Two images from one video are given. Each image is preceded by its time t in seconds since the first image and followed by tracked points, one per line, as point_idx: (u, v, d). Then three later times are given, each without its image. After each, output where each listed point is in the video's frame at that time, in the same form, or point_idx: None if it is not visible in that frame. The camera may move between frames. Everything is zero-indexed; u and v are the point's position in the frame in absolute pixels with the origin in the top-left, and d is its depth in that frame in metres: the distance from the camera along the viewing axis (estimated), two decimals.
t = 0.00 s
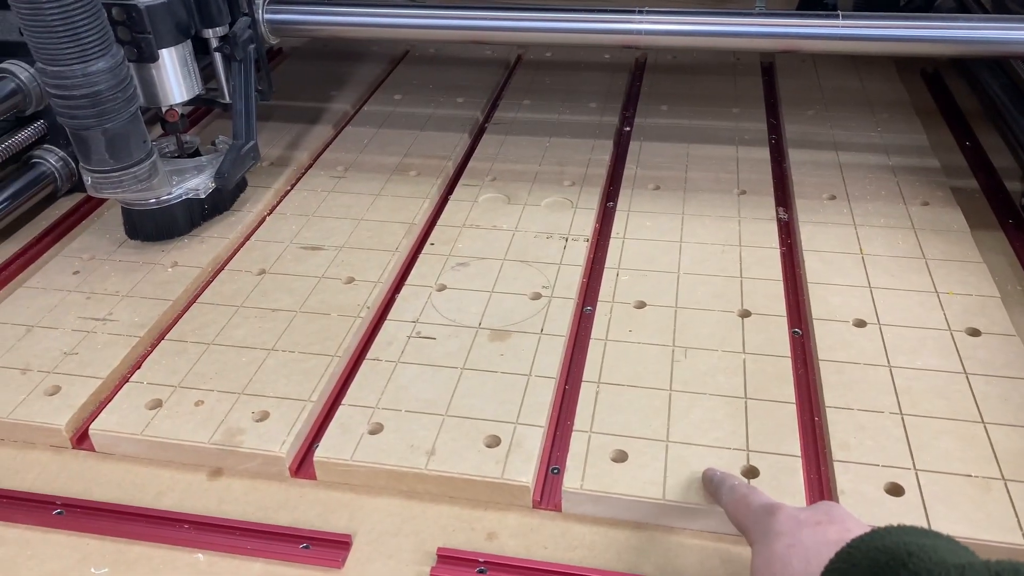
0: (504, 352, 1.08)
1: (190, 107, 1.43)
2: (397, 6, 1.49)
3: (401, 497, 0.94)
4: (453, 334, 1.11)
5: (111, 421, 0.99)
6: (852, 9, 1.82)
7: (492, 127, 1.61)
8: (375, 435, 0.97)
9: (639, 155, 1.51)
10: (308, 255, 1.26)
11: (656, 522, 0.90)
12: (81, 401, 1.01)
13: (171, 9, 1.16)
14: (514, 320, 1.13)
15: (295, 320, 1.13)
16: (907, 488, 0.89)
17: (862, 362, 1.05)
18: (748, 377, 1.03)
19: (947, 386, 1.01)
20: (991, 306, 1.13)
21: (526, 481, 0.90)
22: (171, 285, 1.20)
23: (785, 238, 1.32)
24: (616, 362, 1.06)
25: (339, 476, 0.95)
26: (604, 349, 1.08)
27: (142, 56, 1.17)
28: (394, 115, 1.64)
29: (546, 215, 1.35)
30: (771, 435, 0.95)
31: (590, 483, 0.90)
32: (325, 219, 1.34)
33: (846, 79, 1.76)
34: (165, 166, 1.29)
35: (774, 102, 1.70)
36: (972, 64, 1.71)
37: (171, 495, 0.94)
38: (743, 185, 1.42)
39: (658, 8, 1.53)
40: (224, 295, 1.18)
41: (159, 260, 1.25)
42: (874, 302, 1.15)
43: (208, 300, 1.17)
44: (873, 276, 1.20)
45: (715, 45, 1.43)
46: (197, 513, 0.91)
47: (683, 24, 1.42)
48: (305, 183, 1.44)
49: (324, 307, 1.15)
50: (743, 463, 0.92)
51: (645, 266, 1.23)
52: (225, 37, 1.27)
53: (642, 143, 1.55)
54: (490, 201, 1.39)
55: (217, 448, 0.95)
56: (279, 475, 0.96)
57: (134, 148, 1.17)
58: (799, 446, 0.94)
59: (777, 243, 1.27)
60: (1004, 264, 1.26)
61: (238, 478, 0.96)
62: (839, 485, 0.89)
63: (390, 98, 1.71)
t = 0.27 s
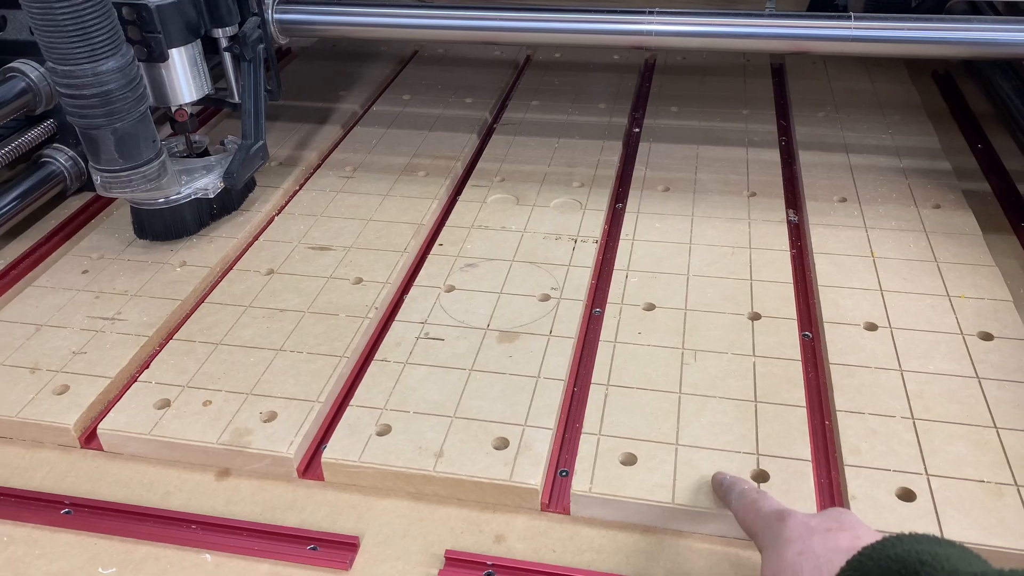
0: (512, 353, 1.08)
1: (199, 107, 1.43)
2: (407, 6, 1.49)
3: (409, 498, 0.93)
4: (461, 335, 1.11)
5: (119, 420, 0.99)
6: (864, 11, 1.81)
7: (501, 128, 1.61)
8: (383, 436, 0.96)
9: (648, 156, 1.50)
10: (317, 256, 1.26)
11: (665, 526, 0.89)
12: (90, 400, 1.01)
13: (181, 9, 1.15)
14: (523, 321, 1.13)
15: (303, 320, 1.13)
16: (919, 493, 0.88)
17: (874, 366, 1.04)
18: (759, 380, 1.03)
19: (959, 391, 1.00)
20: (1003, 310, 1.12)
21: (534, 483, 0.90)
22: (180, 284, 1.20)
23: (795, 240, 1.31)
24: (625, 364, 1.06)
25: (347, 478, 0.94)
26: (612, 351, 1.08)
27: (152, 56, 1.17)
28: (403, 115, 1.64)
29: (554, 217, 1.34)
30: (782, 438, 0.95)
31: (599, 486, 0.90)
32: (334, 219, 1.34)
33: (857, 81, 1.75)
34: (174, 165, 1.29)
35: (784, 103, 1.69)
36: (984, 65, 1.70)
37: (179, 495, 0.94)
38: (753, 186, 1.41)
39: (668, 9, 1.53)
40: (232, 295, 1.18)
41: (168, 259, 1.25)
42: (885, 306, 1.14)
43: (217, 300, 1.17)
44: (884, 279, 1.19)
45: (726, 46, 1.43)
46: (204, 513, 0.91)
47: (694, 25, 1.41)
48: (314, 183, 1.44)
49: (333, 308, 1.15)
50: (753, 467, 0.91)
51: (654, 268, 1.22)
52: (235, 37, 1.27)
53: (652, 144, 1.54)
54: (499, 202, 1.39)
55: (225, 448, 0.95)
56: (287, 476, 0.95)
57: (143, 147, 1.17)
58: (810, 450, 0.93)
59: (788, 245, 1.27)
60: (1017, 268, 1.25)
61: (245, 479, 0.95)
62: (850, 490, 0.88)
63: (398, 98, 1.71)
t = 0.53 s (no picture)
0: (520, 353, 1.07)
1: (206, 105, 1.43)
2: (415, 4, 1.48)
3: (415, 498, 0.93)
4: (468, 335, 1.10)
5: (125, 418, 0.98)
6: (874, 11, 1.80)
7: (508, 127, 1.60)
8: (390, 435, 0.96)
9: (656, 155, 1.49)
10: (324, 254, 1.25)
11: (673, 528, 0.89)
12: (95, 398, 1.01)
13: (189, 6, 1.15)
14: (531, 321, 1.12)
15: (310, 319, 1.12)
16: (931, 496, 0.87)
17: (885, 368, 1.03)
18: (768, 381, 1.02)
19: (970, 393, 0.99)
20: (1015, 312, 1.11)
21: (541, 484, 0.89)
22: (186, 282, 1.19)
23: (805, 241, 1.30)
24: (633, 365, 1.05)
25: (353, 477, 0.94)
26: (620, 351, 1.07)
27: (160, 53, 1.17)
28: (410, 113, 1.64)
29: (562, 216, 1.34)
30: (791, 440, 0.94)
31: (607, 487, 0.89)
32: (340, 217, 1.34)
33: (867, 81, 1.74)
34: (181, 163, 1.28)
35: (793, 104, 1.68)
36: (995, 66, 1.68)
37: (185, 493, 0.93)
38: (762, 187, 1.40)
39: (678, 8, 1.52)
40: (238, 293, 1.17)
41: (174, 257, 1.25)
42: (896, 307, 1.13)
43: (223, 298, 1.17)
44: (895, 280, 1.18)
45: (736, 45, 1.42)
46: (210, 512, 0.90)
47: (703, 24, 1.40)
48: (320, 182, 1.43)
49: (339, 306, 1.14)
50: (763, 469, 0.91)
51: (663, 268, 1.22)
52: (242, 34, 1.27)
53: (660, 143, 1.53)
54: (506, 201, 1.38)
55: (231, 447, 0.94)
56: (293, 475, 0.95)
57: (150, 144, 1.16)
58: (820, 452, 0.92)
59: (797, 246, 1.26)
60: None
61: (251, 478, 0.95)
62: (861, 493, 0.87)
63: (405, 96, 1.71)
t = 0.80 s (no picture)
0: (533, 345, 1.06)
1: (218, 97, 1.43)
2: None
3: (429, 490, 0.92)
4: (481, 327, 1.10)
5: (138, 408, 0.98)
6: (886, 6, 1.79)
7: (519, 121, 1.60)
8: (403, 427, 0.95)
9: (668, 150, 1.49)
10: (336, 247, 1.25)
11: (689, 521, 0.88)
12: (108, 388, 1.00)
13: None
14: (544, 314, 1.11)
15: (322, 310, 1.12)
16: (950, 490, 0.86)
17: (901, 362, 1.03)
18: (784, 374, 1.01)
19: (988, 388, 0.98)
20: None
21: (556, 476, 0.88)
22: (198, 274, 1.19)
23: (818, 235, 1.29)
24: (647, 357, 1.04)
25: (367, 468, 0.93)
26: (634, 344, 1.06)
27: (173, 44, 1.16)
28: (420, 108, 1.63)
29: (574, 210, 1.33)
30: (808, 433, 0.93)
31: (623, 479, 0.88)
32: (352, 210, 1.33)
33: (879, 77, 1.73)
34: (192, 155, 1.28)
35: (805, 99, 1.68)
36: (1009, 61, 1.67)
37: (197, 484, 0.93)
38: (775, 181, 1.39)
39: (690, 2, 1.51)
40: (250, 285, 1.17)
41: (186, 249, 1.25)
42: (912, 301, 1.13)
43: (235, 290, 1.16)
44: (910, 275, 1.17)
45: (749, 39, 1.41)
46: (223, 503, 0.90)
47: (717, 18, 1.39)
48: (331, 175, 1.43)
49: (351, 298, 1.14)
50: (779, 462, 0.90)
51: (676, 261, 1.21)
52: (255, 26, 1.27)
53: (672, 138, 1.53)
54: (517, 194, 1.38)
55: (244, 437, 0.94)
56: (306, 466, 0.94)
57: (163, 136, 1.16)
58: (837, 445, 0.91)
59: (811, 240, 1.25)
60: None
61: (264, 469, 0.95)
62: (879, 486, 0.86)
63: (416, 91, 1.70)
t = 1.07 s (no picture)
0: (546, 346, 1.06)
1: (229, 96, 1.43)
2: None
3: (442, 491, 0.92)
4: (493, 328, 1.09)
5: (151, 407, 0.98)
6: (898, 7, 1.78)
7: (529, 121, 1.59)
8: (417, 427, 0.95)
9: (679, 151, 1.48)
10: (348, 247, 1.25)
11: (703, 523, 0.87)
12: (121, 387, 1.00)
13: None
14: (556, 315, 1.11)
15: (334, 310, 1.12)
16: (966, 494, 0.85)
17: (916, 365, 1.02)
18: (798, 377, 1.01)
19: (1004, 391, 0.98)
20: None
21: (571, 478, 0.88)
22: (210, 273, 1.19)
23: (831, 237, 1.29)
24: (660, 359, 1.04)
25: (380, 469, 0.93)
26: (647, 346, 1.06)
27: (185, 43, 1.16)
28: (431, 107, 1.63)
29: (585, 210, 1.33)
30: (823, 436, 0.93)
31: (637, 482, 0.88)
32: (363, 210, 1.33)
33: (890, 78, 1.73)
34: (205, 154, 1.28)
35: (816, 100, 1.67)
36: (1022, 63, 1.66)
37: (211, 483, 0.93)
38: (787, 182, 1.39)
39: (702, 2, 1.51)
40: (262, 284, 1.17)
41: (197, 248, 1.25)
42: (926, 304, 1.12)
43: (247, 289, 1.16)
44: (924, 277, 1.16)
45: (762, 39, 1.40)
46: (236, 502, 0.90)
47: (730, 18, 1.39)
48: (342, 174, 1.43)
49: (364, 298, 1.14)
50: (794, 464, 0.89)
51: (689, 263, 1.21)
52: (267, 25, 1.27)
53: (683, 139, 1.52)
54: (528, 195, 1.37)
55: (258, 437, 0.94)
56: (320, 466, 0.94)
57: (176, 134, 1.16)
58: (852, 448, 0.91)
59: (824, 241, 1.24)
60: None
61: (277, 468, 0.94)
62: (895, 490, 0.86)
63: (426, 90, 1.70)
